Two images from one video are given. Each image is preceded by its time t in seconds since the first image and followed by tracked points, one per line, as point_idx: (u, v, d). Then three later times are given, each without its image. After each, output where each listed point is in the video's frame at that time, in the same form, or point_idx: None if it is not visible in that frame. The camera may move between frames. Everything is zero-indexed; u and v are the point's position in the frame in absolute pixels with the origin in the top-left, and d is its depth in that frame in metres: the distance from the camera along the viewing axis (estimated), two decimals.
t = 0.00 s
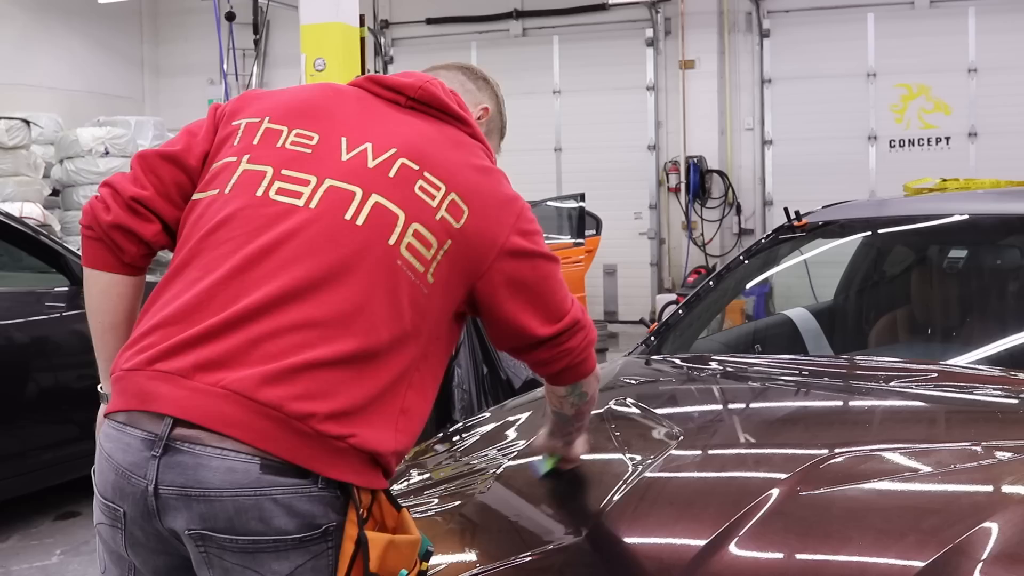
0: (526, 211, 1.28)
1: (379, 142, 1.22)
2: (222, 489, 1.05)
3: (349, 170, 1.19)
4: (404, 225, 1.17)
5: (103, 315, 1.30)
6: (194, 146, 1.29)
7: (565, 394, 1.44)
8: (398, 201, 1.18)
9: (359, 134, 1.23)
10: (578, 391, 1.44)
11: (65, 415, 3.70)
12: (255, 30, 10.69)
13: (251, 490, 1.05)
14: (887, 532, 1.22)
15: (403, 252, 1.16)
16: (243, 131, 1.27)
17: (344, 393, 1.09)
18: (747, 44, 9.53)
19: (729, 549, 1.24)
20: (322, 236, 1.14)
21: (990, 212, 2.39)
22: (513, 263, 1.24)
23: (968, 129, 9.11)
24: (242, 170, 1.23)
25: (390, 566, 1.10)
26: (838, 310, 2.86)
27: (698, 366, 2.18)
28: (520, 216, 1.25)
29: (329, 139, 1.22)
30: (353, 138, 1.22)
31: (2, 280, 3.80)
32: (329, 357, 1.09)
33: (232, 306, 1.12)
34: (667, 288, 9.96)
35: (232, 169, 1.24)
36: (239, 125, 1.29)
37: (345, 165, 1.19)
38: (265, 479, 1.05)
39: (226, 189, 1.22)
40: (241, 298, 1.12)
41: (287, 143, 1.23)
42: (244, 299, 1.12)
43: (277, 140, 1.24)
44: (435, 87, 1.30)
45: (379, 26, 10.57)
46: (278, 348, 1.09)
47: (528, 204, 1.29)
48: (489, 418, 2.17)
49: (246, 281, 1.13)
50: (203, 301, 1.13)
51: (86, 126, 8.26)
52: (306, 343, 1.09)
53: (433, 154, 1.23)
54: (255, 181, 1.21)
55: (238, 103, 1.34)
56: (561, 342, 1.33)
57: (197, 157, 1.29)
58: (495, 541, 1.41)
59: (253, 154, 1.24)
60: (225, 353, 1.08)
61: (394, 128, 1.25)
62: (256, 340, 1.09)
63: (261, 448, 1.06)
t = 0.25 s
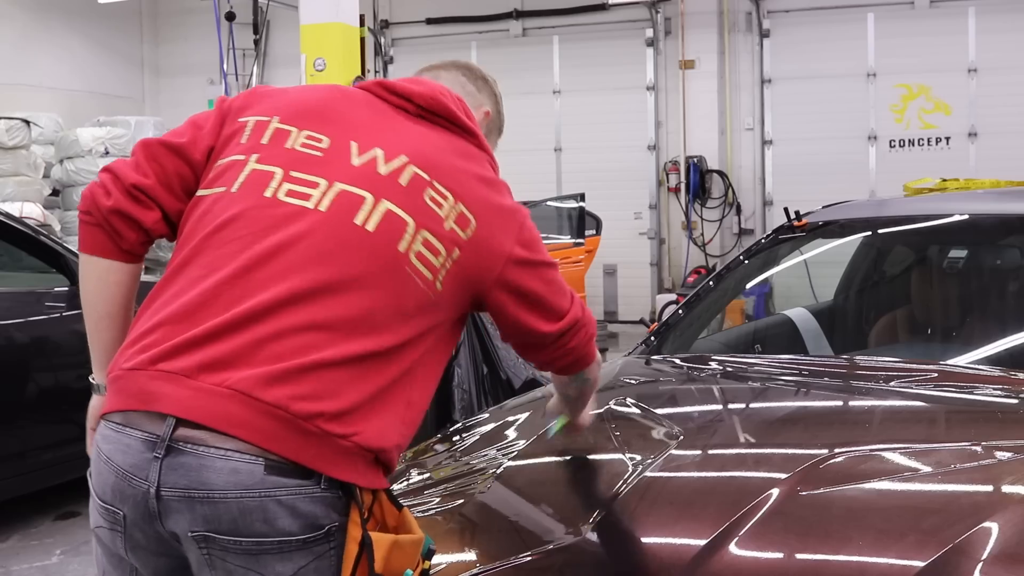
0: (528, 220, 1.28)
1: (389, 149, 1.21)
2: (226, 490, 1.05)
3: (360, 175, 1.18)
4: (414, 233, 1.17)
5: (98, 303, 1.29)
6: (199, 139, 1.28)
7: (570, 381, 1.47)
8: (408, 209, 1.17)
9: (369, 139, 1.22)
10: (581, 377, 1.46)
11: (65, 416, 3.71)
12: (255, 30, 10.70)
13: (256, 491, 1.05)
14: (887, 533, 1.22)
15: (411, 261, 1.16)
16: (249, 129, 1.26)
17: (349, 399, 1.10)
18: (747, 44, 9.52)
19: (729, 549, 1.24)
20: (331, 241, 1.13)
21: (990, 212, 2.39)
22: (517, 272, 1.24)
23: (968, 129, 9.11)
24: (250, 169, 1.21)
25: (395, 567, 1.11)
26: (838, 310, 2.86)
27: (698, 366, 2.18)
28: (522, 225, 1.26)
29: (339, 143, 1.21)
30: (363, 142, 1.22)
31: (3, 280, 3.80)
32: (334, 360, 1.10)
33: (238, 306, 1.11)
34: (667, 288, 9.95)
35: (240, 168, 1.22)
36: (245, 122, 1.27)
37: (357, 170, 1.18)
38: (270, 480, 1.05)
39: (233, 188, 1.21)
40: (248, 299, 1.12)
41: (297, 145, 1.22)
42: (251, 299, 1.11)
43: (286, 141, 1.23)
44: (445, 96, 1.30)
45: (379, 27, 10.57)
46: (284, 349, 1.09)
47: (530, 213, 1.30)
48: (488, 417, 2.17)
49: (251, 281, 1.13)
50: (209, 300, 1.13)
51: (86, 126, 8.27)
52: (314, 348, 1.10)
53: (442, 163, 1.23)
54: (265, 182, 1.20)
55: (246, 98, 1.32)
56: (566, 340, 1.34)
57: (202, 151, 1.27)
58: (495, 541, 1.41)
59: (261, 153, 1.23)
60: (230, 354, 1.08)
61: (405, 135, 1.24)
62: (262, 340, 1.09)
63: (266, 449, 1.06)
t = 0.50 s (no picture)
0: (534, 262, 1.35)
1: (429, 182, 1.22)
2: (228, 482, 1.04)
3: (402, 203, 1.18)
4: (445, 266, 1.19)
5: (115, 279, 1.21)
6: (243, 134, 1.24)
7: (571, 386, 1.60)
8: (442, 241, 1.19)
9: (409, 170, 1.23)
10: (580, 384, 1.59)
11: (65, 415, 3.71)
12: (255, 30, 10.70)
13: (258, 486, 1.04)
14: (887, 533, 1.22)
15: (438, 291, 1.18)
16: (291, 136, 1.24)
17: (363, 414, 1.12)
18: (747, 44, 9.52)
19: (730, 548, 1.24)
20: (369, 262, 1.13)
21: (990, 212, 2.39)
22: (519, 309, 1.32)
23: (968, 129, 9.12)
24: (292, 176, 1.19)
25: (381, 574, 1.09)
26: (838, 310, 2.86)
27: (698, 366, 2.18)
28: (526, 263, 1.33)
29: (382, 168, 1.21)
30: (405, 172, 1.22)
31: (2, 280, 3.80)
32: (352, 375, 1.11)
33: (267, 309, 1.10)
34: (667, 288, 9.95)
35: (283, 172, 1.20)
36: (285, 128, 1.25)
37: (399, 197, 1.18)
38: (271, 476, 1.05)
39: (273, 190, 1.19)
40: (281, 304, 1.10)
41: (341, 162, 1.20)
42: (283, 305, 1.10)
43: (330, 155, 1.21)
44: (481, 141, 1.32)
45: (379, 27, 10.57)
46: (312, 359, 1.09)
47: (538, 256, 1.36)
48: (488, 418, 2.17)
49: (285, 285, 1.11)
50: (240, 297, 1.10)
51: (86, 125, 8.26)
52: (341, 362, 1.10)
53: (474, 203, 1.26)
54: (307, 192, 1.18)
55: (293, 102, 1.30)
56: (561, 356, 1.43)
57: (244, 147, 1.23)
58: (495, 541, 1.41)
59: (305, 162, 1.21)
60: (258, 355, 1.07)
61: (443, 172, 1.26)
62: (291, 347, 1.08)
63: (277, 443, 1.06)
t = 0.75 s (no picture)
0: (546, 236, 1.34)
1: (431, 161, 1.23)
2: (272, 470, 1.03)
3: (406, 185, 1.19)
4: (453, 245, 1.19)
5: (125, 279, 1.21)
6: (247, 128, 1.25)
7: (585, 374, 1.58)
8: (448, 221, 1.20)
9: (408, 151, 1.24)
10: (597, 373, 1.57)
11: (65, 415, 3.71)
12: (255, 30, 10.70)
13: (301, 473, 1.04)
14: (887, 533, 1.22)
15: (449, 271, 1.19)
16: (293, 126, 1.25)
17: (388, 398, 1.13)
18: (747, 44, 9.52)
19: (729, 549, 1.24)
20: (380, 247, 1.14)
21: (990, 212, 2.38)
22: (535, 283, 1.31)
23: (968, 129, 9.11)
24: (299, 166, 1.20)
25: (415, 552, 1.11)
26: (838, 310, 2.86)
27: (698, 366, 2.18)
28: (537, 236, 1.31)
29: (383, 151, 1.22)
30: (406, 153, 1.23)
31: (3, 280, 3.80)
32: (373, 360, 1.12)
33: (286, 300, 1.10)
34: (667, 288, 9.95)
35: (289, 162, 1.21)
36: (288, 119, 1.26)
37: (402, 180, 1.19)
38: (310, 463, 1.05)
39: (283, 181, 1.20)
40: (297, 295, 1.11)
41: (344, 148, 1.21)
42: (300, 295, 1.11)
43: (333, 143, 1.22)
44: (478, 116, 1.33)
45: (379, 27, 10.57)
46: (331, 346, 1.09)
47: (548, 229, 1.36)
48: (489, 417, 2.16)
49: (300, 275, 1.12)
50: (254, 290, 1.11)
51: (86, 125, 8.26)
52: (360, 348, 1.11)
53: (477, 179, 1.26)
54: (314, 181, 1.19)
55: (293, 94, 1.31)
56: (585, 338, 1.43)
57: (248, 139, 1.24)
58: (495, 541, 1.41)
59: (310, 151, 1.22)
60: (277, 344, 1.08)
61: (443, 149, 1.26)
62: (310, 335, 1.09)
63: (313, 434, 1.07)
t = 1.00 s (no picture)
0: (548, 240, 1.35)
1: (435, 165, 1.24)
2: (280, 464, 1.03)
3: (409, 188, 1.19)
4: (456, 247, 1.19)
5: (140, 283, 1.21)
6: (255, 132, 1.26)
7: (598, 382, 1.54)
8: (451, 224, 1.20)
9: (413, 154, 1.24)
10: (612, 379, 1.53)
11: (65, 415, 3.71)
12: (255, 30, 10.70)
13: (309, 468, 1.04)
14: (887, 533, 1.22)
15: (452, 273, 1.19)
16: (301, 130, 1.25)
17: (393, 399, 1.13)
18: (747, 44, 9.52)
19: (730, 549, 1.24)
20: (385, 249, 1.14)
21: (990, 212, 2.38)
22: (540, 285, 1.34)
23: (968, 129, 9.12)
24: (306, 168, 1.21)
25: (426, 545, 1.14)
26: (838, 310, 2.86)
27: (698, 366, 2.18)
28: (540, 239, 1.33)
29: (389, 155, 1.22)
30: (411, 157, 1.23)
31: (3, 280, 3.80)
32: (379, 362, 1.12)
33: (294, 300, 1.10)
34: (667, 288, 9.95)
35: (296, 165, 1.21)
36: (296, 123, 1.27)
37: (406, 183, 1.19)
38: (316, 457, 1.05)
39: (290, 182, 1.20)
40: (305, 294, 1.11)
41: (350, 151, 1.22)
42: (309, 295, 1.11)
43: (339, 146, 1.23)
44: (482, 120, 1.34)
45: (379, 27, 10.57)
46: (338, 347, 1.09)
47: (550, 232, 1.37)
48: (489, 417, 2.16)
49: (309, 275, 1.12)
50: (263, 289, 1.11)
51: (87, 125, 8.26)
52: (367, 348, 1.11)
53: (481, 183, 1.26)
54: (320, 182, 1.19)
55: (301, 99, 1.31)
56: (592, 338, 1.42)
57: (257, 144, 1.25)
58: (494, 542, 1.41)
59: (317, 154, 1.22)
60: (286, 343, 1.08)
61: (447, 153, 1.27)
62: (317, 335, 1.09)
63: (319, 430, 1.07)
